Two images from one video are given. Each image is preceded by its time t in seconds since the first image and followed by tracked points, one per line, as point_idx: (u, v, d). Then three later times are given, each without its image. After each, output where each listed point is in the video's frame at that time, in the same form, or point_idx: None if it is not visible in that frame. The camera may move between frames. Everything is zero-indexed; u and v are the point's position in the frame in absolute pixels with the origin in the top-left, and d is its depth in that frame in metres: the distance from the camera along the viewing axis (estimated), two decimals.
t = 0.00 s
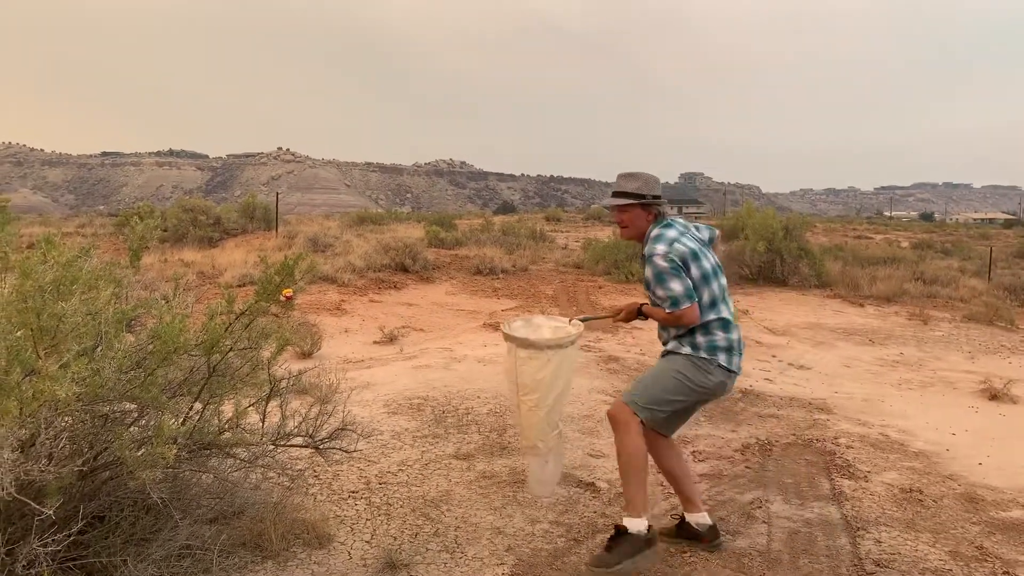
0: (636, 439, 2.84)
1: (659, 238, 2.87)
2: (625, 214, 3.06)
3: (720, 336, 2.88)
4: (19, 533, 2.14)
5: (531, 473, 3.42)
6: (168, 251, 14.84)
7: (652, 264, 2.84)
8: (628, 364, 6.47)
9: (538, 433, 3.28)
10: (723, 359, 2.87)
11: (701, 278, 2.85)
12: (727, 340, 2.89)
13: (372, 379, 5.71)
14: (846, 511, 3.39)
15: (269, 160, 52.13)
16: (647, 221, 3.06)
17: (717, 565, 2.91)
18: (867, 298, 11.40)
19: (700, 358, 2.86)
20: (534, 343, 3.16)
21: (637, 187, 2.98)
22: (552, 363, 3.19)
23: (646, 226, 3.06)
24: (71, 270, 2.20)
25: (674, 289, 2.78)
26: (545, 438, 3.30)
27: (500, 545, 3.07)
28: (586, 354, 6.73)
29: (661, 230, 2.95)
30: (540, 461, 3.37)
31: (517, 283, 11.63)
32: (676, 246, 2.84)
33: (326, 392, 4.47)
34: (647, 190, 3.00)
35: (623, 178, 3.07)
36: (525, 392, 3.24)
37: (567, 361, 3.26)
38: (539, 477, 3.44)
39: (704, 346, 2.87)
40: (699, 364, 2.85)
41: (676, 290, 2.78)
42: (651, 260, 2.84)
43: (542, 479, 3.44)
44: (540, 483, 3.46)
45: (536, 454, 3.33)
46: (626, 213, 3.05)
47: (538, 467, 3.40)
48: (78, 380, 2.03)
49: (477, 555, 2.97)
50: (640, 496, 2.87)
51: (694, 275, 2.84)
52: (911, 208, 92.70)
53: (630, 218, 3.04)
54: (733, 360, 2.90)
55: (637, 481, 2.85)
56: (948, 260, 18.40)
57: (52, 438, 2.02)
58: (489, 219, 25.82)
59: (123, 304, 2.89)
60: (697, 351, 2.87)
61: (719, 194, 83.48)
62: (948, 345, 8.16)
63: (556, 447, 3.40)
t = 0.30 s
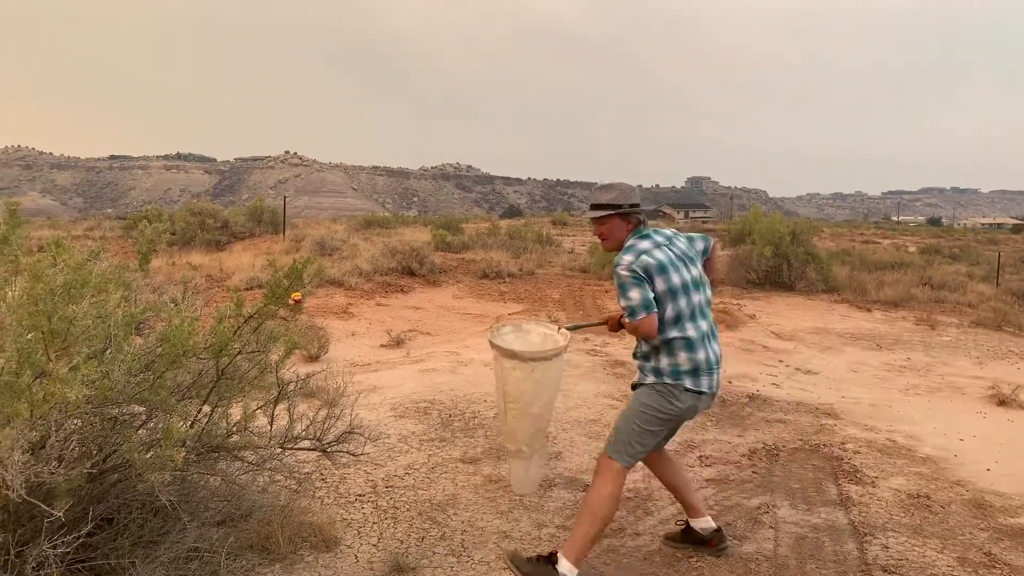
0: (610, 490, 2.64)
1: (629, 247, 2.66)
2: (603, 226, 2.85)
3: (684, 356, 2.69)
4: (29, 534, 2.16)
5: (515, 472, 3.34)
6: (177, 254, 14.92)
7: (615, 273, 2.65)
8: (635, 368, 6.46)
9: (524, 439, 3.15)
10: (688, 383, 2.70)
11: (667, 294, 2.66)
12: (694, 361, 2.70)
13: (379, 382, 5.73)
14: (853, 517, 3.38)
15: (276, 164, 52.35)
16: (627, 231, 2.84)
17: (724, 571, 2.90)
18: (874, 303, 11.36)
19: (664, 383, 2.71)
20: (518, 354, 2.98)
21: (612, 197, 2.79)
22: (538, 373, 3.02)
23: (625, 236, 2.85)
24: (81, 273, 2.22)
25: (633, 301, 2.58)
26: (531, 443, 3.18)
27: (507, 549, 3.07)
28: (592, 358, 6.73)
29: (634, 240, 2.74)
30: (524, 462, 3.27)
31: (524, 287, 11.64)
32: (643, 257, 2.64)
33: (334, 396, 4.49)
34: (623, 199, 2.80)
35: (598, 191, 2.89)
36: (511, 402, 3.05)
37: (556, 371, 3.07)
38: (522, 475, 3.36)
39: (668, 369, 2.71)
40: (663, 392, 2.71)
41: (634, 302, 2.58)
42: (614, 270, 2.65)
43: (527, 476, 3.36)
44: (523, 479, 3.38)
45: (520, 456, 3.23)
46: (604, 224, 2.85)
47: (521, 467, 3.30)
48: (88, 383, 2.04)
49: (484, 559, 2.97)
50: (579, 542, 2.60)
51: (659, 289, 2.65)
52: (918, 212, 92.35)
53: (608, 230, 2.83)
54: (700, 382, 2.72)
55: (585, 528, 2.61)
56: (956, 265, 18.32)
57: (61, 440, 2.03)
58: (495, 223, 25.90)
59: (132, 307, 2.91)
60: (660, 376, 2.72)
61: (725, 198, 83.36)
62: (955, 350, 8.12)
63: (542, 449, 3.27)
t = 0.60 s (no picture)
0: (569, 493, 2.62)
1: (602, 256, 2.62)
2: (579, 234, 2.77)
3: (655, 370, 2.62)
4: (35, 535, 2.17)
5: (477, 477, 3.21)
6: (185, 257, 15.00)
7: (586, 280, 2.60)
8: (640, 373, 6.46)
9: (484, 441, 3.07)
10: (658, 398, 2.63)
11: (638, 305, 2.60)
12: (665, 376, 2.63)
13: (384, 385, 5.74)
14: (859, 522, 3.37)
15: (282, 167, 52.55)
16: (604, 239, 2.77)
17: None
18: (881, 308, 11.33)
19: (634, 397, 2.64)
20: (478, 354, 2.95)
21: (590, 204, 2.70)
22: (498, 374, 2.98)
23: (602, 244, 2.77)
24: (90, 275, 2.23)
25: (601, 311, 2.54)
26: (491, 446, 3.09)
27: (511, 552, 3.07)
28: (597, 363, 6.73)
29: (609, 248, 2.69)
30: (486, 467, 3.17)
31: (529, 290, 11.65)
32: (615, 266, 2.59)
33: (339, 398, 4.50)
34: (601, 206, 2.72)
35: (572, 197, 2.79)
36: (470, 400, 3.02)
37: (517, 373, 3.03)
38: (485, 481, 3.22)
39: (638, 382, 2.64)
40: (633, 406, 2.64)
41: (602, 312, 2.54)
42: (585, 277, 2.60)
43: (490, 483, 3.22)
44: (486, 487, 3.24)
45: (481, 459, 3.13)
46: (580, 232, 2.76)
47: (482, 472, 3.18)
48: (96, 384, 2.05)
49: (489, 562, 2.97)
50: (557, 555, 2.62)
51: (630, 300, 2.59)
52: (925, 217, 92.02)
53: (584, 237, 2.75)
54: (671, 398, 2.65)
55: (560, 539, 2.61)
56: (963, 270, 18.26)
57: (68, 441, 2.04)
58: (502, 227, 25.93)
59: (139, 308, 2.92)
60: (631, 389, 2.66)
61: (731, 203, 83.24)
62: (963, 356, 8.08)
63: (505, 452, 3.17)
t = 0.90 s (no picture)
0: (562, 494, 2.60)
1: (602, 264, 2.60)
2: (579, 238, 2.76)
3: (652, 380, 2.62)
4: (41, 535, 2.17)
5: (473, 494, 2.89)
6: (190, 258, 15.04)
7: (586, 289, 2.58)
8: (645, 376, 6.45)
9: (480, 457, 2.80)
10: (655, 408, 2.63)
11: (638, 314, 2.60)
12: (662, 386, 2.63)
13: (389, 387, 5.74)
14: (865, 527, 3.36)
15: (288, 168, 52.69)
16: (602, 243, 2.77)
17: None
18: (887, 312, 11.29)
19: (631, 407, 2.64)
20: (469, 360, 2.70)
21: (589, 210, 2.69)
22: (492, 382, 2.72)
23: (601, 249, 2.77)
24: (97, 275, 2.24)
25: (600, 321, 2.53)
26: (489, 461, 2.81)
27: (516, 555, 3.07)
28: (601, 366, 6.72)
29: (609, 255, 2.67)
30: (484, 484, 2.86)
31: (534, 293, 11.64)
32: (616, 274, 2.57)
33: (344, 400, 4.50)
34: (600, 211, 2.72)
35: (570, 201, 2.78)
36: (464, 412, 2.76)
37: (512, 381, 2.79)
38: (483, 500, 2.91)
39: (635, 392, 2.64)
40: (629, 415, 2.64)
41: (602, 322, 2.53)
42: (586, 284, 2.58)
43: (490, 501, 2.91)
44: (484, 506, 2.93)
45: (477, 477, 2.84)
46: (579, 236, 2.75)
47: (480, 490, 2.87)
48: (102, 385, 2.06)
49: (493, 565, 2.97)
50: (557, 557, 2.61)
51: (630, 309, 2.59)
52: (931, 221, 91.72)
53: (582, 242, 2.75)
54: (668, 408, 2.64)
55: (558, 541, 2.59)
56: (969, 275, 18.18)
57: (75, 441, 2.04)
58: (507, 229, 25.93)
59: (146, 309, 2.93)
60: (628, 398, 2.65)
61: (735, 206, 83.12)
62: (969, 360, 8.05)
63: (504, 466, 2.88)
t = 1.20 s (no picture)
0: (563, 494, 2.60)
1: (609, 264, 2.60)
2: (583, 237, 2.76)
3: (653, 381, 2.62)
4: (46, 534, 2.18)
5: (475, 497, 2.88)
6: (195, 258, 15.07)
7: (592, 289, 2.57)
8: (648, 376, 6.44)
9: (484, 458, 2.80)
10: (656, 409, 2.63)
11: (643, 315, 2.60)
12: (664, 387, 2.63)
13: (393, 386, 5.75)
14: (869, 528, 3.35)
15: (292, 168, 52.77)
16: (606, 242, 2.77)
17: None
18: (891, 312, 11.26)
19: (631, 407, 2.63)
20: (473, 360, 2.70)
21: (593, 208, 2.69)
22: (495, 382, 2.73)
23: (604, 248, 2.78)
24: (102, 274, 2.24)
25: (606, 322, 2.52)
26: (492, 462, 2.81)
27: (519, 555, 3.07)
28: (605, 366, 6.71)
29: (614, 255, 2.67)
30: (486, 487, 2.86)
31: (538, 293, 11.64)
32: (622, 275, 2.57)
33: (348, 400, 4.51)
34: (604, 210, 2.72)
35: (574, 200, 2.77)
36: (467, 413, 2.76)
37: (515, 381, 2.79)
38: (486, 502, 2.89)
39: (636, 393, 2.64)
40: (629, 416, 2.63)
41: (608, 324, 2.52)
42: (592, 285, 2.57)
43: (492, 503, 2.90)
44: (486, 508, 2.92)
45: (480, 478, 2.83)
46: (584, 236, 2.75)
47: (482, 492, 2.86)
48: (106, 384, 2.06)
49: (497, 564, 2.97)
50: (560, 555, 2.60)
51: (636, 310, 2.59)
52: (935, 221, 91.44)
53: (587, 241, 2.75)
54: (668, 410, 2.64)
55: (559, 541, 2.59)
56: (974, 275, 18.11)
57: (79, 440, 2.05)
58: (511, 230, 25.92)
59: (150, 308, 2.94)
60: (628, 399, 2.65)
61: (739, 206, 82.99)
62: (973, 361, 8.02)
63: (506, 468, 2.88)
